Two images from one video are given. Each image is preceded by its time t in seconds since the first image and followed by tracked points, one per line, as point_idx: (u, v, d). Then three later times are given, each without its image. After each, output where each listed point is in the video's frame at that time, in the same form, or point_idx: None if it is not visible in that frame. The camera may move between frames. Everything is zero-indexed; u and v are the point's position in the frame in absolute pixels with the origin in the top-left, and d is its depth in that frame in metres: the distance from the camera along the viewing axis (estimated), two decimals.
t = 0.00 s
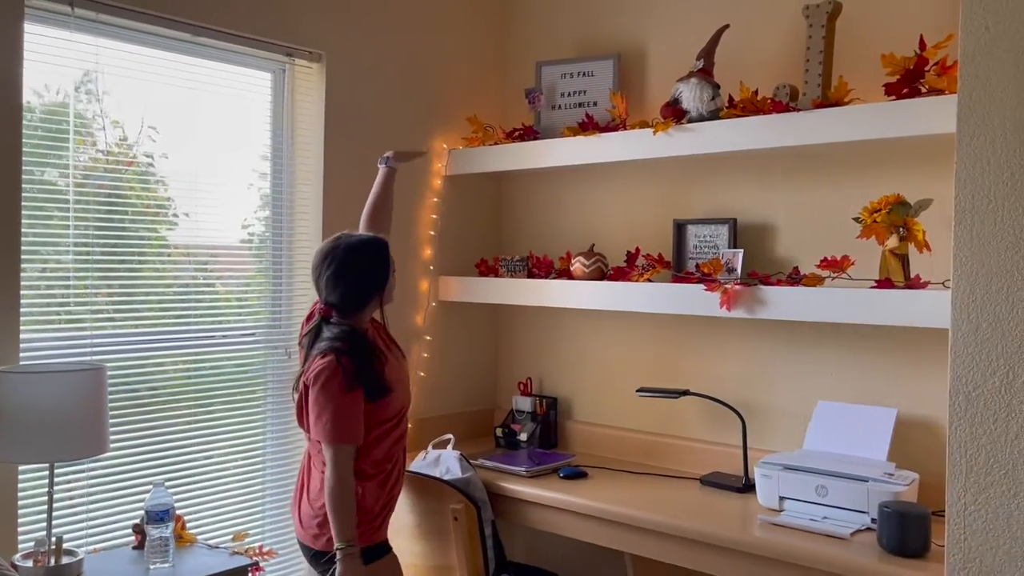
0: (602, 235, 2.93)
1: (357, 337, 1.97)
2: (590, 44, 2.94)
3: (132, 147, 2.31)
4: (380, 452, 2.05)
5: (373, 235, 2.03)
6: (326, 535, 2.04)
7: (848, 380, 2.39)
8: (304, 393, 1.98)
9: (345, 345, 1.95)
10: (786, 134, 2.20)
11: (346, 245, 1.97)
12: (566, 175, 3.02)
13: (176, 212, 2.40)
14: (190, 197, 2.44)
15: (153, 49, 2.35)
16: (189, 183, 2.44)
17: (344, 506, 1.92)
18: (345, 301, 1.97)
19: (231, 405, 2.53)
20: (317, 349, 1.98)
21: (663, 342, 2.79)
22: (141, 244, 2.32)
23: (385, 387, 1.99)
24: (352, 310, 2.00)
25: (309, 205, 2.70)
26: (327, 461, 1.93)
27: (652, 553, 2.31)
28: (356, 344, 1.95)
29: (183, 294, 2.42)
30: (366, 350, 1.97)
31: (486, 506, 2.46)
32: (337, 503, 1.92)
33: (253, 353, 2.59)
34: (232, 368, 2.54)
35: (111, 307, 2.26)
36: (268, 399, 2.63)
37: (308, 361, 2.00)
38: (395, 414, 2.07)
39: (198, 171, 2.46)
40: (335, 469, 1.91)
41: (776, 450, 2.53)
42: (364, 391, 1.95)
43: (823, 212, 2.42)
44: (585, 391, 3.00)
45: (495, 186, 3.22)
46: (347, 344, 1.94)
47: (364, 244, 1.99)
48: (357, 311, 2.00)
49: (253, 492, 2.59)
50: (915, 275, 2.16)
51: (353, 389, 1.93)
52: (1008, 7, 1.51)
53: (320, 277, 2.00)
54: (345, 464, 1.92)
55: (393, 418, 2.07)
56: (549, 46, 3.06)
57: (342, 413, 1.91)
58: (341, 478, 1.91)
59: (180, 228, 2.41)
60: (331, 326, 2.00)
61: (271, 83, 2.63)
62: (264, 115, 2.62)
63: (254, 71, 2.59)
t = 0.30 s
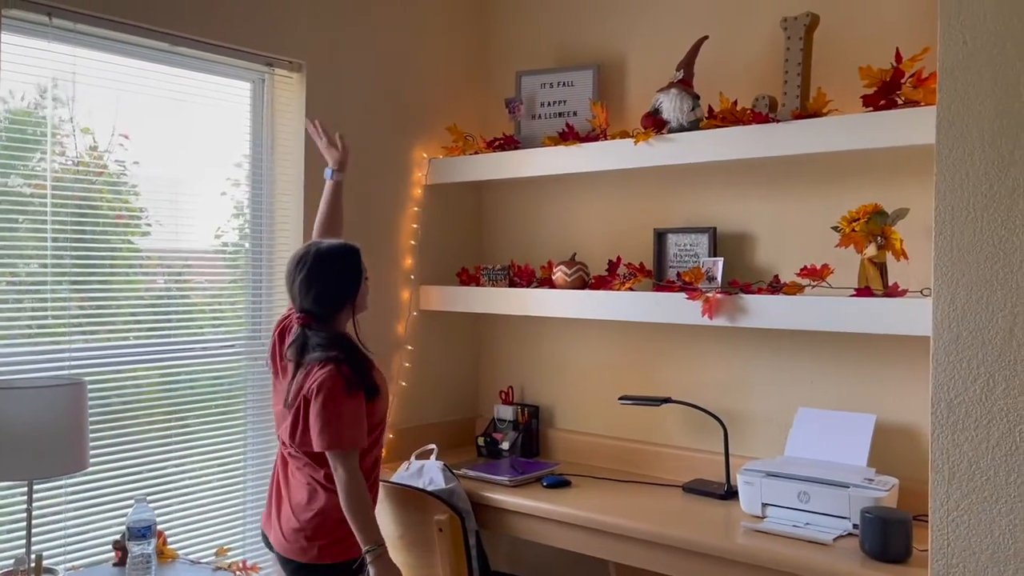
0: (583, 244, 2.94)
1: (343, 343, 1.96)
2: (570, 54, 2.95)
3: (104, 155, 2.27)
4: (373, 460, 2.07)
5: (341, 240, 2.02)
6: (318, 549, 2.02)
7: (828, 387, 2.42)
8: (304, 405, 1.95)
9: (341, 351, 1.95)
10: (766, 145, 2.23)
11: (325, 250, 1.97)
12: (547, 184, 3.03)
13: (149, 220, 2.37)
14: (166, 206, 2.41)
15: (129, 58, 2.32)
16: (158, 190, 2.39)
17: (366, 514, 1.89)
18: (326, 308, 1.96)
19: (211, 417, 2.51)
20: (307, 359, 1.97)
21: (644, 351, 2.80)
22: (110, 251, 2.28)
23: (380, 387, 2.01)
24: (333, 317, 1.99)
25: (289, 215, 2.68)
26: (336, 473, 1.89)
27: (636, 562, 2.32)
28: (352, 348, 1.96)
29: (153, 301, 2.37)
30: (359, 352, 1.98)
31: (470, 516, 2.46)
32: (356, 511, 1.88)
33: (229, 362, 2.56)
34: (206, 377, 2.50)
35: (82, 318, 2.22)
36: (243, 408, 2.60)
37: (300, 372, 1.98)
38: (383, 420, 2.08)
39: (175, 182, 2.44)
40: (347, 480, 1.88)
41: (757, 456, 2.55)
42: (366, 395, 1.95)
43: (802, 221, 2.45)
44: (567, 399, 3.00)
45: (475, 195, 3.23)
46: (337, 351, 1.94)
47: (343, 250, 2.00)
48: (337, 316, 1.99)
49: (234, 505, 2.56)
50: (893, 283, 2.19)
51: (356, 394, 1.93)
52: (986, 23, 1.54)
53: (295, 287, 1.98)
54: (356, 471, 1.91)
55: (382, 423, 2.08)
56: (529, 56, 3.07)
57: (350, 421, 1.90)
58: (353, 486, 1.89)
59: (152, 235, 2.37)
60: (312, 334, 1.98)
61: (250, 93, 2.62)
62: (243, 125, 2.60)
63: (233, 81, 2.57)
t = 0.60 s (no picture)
0: (566, 252, 2.93)
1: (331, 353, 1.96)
2: (553, 62, 2.94)
3: (72, 162, 2.20)
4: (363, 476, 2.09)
5: (325, 250, 2.03)
6: (307, 568, 1.99)
7: (813, 393, 2.44)
8: (298, 423, 1.92)
9: (338, 362, 1.96)
10: (752, 152, 2.23)
11: (309, 258, 1.98)
12: (530, 192, 3.02)
13: (119, 228, 2.30)
14: (141, 215, 2.36)
15: (103, 64, 2.27)
16: (132, 198, 2.34)
17: (354, 534, 1.92)
18: (310, 318, 1.96)
19: (190, 430, 2.46)
20: (295, 369, 1.96)
21: (629, 359, 2.80)
22: (78, 260, 2.21)
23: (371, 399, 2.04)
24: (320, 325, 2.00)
25: (271, 224, 2.65)
26: (331, 490, 1.91)
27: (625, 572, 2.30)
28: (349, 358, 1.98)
29: (125, 313, 2.30)
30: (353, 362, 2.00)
31: (457, 527, 2.44)
32: (347, 530, 1.92)
33: (210, 374, 2.51)
34: (187, 391, 2.45)
35: (51, 328, 2.16)
36: (224, 422, 2.55)
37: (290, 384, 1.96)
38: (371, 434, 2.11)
39: (151, 190, 2.39)
40: (342, 498, 1.91)
41: (743, 464, 2.56)
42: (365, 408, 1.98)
43: (787, 228, 2.46)
44: (551, 408, 2.99)
45: (458, 203, 3.21)
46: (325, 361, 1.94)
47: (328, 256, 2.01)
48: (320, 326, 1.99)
49: (215, 520, 2.51)
50: (878, 290, 2.20)
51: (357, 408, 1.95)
52: (975, 33, 1.56)
53: (277, 298, 1.97)
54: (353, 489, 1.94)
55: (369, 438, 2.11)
56: (511, 63, 3.07)
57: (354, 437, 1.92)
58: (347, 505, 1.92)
59: (126, 245, 2.32)
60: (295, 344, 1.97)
61: (230, 100, 2.57)
62: (222, 132, 2.56)
63: (211, 87, 2.53)
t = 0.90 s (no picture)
0: (552, 257, 2.92)
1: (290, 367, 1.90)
2: (539, 66, 2.93)
3: (41, 166, 2.13)
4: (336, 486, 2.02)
5: (305, 260, 1.98)
6: None
7: (801, 397, 2.45)
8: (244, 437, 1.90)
9: (290, 376, 1.88)
10: (743, 157, 2.24)
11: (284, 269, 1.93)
12: (516, 196, 3.01)
13: (90, 233, 2.23)
14: (118, 220, 2.30)
15: (83, 66, 2.22)
16: (110, 203, 2.29)
17: (310, 548, 1.85)
18: (280, 330, 1.92)
19: (172, 439, 2.41)
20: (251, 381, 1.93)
21: (617, 363, 2.79)
22: (50, 267, 2.14)
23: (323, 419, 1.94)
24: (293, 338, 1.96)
25: (255, 229, 2.61)
26: (280, 505, 1.85)
27: None
28: (293, 374, 1.89)
29: (99, 322, 2.24)
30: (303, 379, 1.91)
31: (446, 535, 2.41)
32: (300, 545, 1.85)
33: (192, 382, 2.47)
34: (169, 399, 2.40)
35: (25, 337, 2.09)
36: (207, 431, 2.50)
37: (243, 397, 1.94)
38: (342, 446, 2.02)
39: (130, 194, 2.33)
40: (290, 512, 1.85)
41: (732, 468, 2.56)
42: (307, 425, 1.89)
43: (775, 233, 2.47)
44: (538, 414, 2.97)
45: (442, 207, 3.19)
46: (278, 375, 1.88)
47: (306, 269, 1.97)
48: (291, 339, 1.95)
49: (199, 530, 2.46)
50: (868, 294, 2.21)
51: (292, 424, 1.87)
52: (969, 40, 1.58)
53: (251, 306, 1.95)
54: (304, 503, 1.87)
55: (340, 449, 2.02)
56: (496, 67, 3.05)
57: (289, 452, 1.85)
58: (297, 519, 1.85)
59: (99, 250, 2.25)
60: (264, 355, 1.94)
61: (212, 104, 2.53)
62: (205, 136, 2.52)
63: (193, 90, 2.48)
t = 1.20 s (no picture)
0: (538, 258, 2.91)
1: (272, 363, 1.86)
2: (525, 66, 2.92)
3: (12, 165, 2.08)
4: (312, 492, 1.97)
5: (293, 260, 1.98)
6: None
7: (788, 398, 2.45)
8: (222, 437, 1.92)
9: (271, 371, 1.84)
10: (730, 158, 2.23)
11: (265, 267, 1.94)
12: (501, 196, 2.99)
13: (63, 233, 2.18)
14: (93, 219, 2.25)
15: (58, 63, 2.17)
16: (85, 202, 2.24)
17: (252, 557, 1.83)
18: (264, 327, 1.90)
19: (150, 443, 2.36)
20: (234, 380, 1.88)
21: (603, 364, 2.78)
22: (22, 267, 2.09)
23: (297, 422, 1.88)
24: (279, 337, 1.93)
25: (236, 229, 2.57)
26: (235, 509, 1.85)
27: None
28: (275, 369, 1.85)
29: (73, 323, 2.19)
30: (283, 375, 1.86)
31: (433, 539, 2.39)
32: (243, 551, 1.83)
33: (172, 385, 2.42)
34: (148, 402, 2.36)
35: None
36: (188, 434, 2.46)
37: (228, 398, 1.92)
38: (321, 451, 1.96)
39: (106, 193, 2.29)
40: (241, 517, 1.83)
41: (719, 469, 2.56)
42: (274, 428, 1.84)
43: (761, 234, 2.47)
44: (523, 416, 2.96)
45: (427, 208, 3.17)
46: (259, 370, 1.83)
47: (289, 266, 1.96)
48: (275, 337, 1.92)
49: (178, 535, 2.42)
50: (855, 296, 2.22)
51: (258, 427, 1.84)
52: (960, 39, 1.60)
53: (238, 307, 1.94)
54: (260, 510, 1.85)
55: (317, 455, 1.96)
56: (481, 67, 3.03)
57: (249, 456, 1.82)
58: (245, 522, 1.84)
59: (71, 250, 2.20)
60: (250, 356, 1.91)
61: (193, 102, 2.49)
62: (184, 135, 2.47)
63: (173, 88, 2.44)
